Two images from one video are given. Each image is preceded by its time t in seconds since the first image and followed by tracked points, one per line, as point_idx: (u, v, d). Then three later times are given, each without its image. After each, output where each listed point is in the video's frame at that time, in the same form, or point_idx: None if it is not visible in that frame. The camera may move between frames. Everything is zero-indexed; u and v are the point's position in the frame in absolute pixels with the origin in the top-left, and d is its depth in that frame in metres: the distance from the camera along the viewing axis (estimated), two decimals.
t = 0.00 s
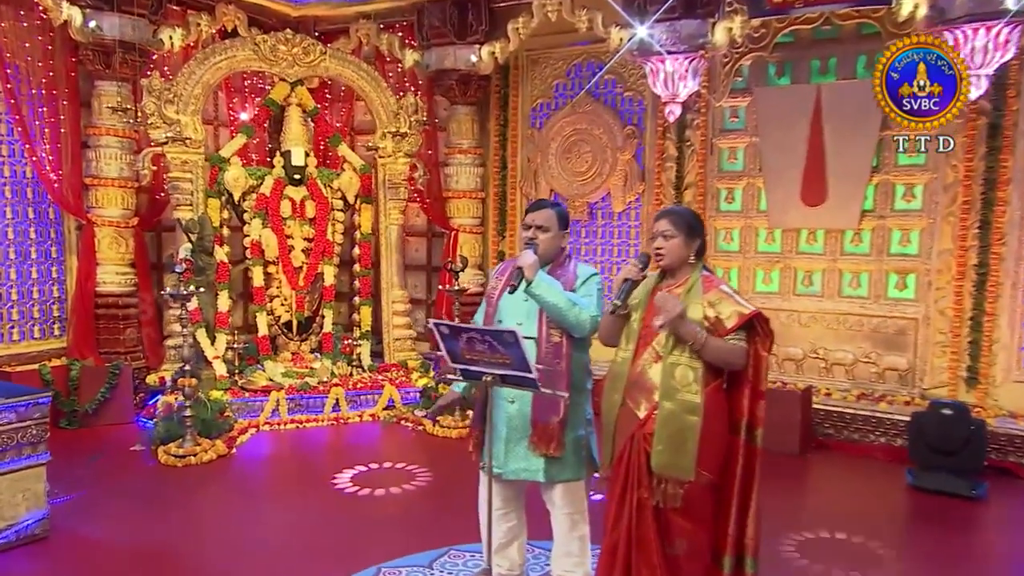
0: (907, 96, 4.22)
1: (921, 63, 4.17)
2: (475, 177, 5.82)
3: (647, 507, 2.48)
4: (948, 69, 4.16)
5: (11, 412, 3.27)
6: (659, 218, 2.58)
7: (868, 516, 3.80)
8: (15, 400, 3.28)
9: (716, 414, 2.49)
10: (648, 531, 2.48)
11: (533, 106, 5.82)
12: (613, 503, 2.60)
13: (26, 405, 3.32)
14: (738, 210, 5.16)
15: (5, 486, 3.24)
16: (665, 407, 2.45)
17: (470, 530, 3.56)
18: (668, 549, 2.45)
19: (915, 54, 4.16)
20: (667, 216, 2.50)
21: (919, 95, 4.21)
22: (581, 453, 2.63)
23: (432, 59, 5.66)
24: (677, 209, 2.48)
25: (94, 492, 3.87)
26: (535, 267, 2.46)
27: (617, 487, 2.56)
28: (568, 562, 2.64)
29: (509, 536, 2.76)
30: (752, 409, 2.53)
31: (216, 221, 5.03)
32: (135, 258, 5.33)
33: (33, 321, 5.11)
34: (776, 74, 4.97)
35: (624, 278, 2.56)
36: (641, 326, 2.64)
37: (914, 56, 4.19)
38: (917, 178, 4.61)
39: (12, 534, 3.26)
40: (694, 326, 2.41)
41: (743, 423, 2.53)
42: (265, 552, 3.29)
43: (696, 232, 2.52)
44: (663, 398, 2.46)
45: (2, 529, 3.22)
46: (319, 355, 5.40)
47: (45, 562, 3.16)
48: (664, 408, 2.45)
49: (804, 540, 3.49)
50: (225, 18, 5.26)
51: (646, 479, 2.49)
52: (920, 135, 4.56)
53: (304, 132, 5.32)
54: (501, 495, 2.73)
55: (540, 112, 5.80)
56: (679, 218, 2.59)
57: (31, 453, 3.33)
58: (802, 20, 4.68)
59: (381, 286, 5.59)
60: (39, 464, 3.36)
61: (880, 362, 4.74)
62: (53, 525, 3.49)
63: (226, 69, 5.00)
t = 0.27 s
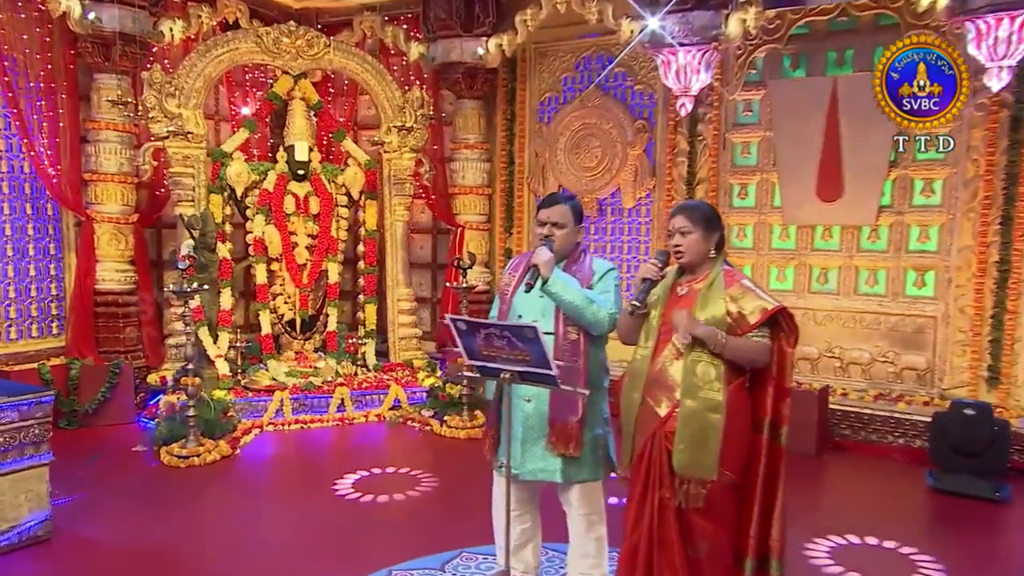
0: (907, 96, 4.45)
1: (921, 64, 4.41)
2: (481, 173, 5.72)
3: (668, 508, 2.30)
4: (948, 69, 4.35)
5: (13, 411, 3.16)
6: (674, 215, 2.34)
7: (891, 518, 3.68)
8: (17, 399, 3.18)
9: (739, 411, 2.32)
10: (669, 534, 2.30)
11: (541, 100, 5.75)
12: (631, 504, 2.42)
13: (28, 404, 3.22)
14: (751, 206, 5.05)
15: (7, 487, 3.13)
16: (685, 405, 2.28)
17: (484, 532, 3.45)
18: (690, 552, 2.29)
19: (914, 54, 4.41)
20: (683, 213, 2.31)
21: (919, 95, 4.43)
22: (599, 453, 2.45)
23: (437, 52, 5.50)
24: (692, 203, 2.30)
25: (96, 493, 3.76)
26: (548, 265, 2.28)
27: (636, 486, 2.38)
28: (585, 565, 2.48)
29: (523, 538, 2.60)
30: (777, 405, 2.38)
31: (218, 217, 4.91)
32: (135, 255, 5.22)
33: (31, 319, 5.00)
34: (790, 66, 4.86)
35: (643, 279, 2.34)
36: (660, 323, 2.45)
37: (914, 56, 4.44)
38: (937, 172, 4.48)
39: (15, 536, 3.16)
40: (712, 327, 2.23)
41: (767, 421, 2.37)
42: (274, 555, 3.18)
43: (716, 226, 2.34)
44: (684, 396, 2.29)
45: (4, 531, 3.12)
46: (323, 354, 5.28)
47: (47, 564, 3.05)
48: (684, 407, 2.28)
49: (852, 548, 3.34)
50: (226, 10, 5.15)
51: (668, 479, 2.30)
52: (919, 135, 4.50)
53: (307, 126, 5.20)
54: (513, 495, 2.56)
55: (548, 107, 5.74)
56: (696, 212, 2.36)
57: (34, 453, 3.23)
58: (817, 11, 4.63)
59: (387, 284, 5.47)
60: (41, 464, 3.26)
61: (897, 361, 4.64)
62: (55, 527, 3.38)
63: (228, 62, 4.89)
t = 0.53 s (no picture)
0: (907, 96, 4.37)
1: (921, 64, 4.34)
2: (487, 170, 5.64)
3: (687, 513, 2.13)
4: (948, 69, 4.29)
5: (16, 412, 3.08)
6: (690, 210, 2.15)
7: (911, 521, 3.58)
8: (20, 399, 3.10)
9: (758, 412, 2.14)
10: (689, 538, 2.12)
11: (548, 95, 5.68)
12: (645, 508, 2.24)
13: (31, 404, 3.13)
14: (763, 203, 4.96)
15: (8, 489, 3.04)
16: (705, 406, 2.09)
17: (497, 535, 3.36)
18: (710, 558, 2.12)
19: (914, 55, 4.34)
20: (697, 204, 2.14)
21: (919, 95, 4.36)
22: (615, 453, 2.29)
23: (442, 46, 5.47)
24: (709, 198, 2.11)
25: (99, 495, 3.67)
26: (565, 263, 2.14)
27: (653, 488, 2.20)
28: (600, 568, 2.33)
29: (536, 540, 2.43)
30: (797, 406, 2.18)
31: (220, 214, 4.82)
32: (134, 253, 5.12)
33: (27, 318, 4.90)
34: (802, 60, 4.77)
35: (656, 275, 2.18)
36: (678, 320, 2.25)
37: (914, 56, 4.36)
38: (954, 168, 4.37)
39: (17, 539, 3.06)
40: (732, 326, 2.06)
41: (789, 421, 2.18)
42: (283, 559, 3.10)
43: (733, 217, 2.15)
44: (704, 396, 2.10)
45: (6, 534, 3.03)
46: (326, 354, 5.18)
47: (49, 568, 2.96)
48: (705, 407, 2.10)
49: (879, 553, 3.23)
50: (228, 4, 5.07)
51: (687, 481, 2.12)
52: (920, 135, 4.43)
53: (310, 123, 5.10)
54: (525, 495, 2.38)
55: (555, 102, 5.67)
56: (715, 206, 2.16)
57: (37, 454, 3.15)
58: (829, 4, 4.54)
59: (391, 283, 5.37)
60: (44, 466, 3.17)
61: (912, 361, 4.54)
62: (57, 529, 3.30)
63: (229, 56, 4.80)
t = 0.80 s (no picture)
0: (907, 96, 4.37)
1: (920, 64, 4.34)
2: (489, 168, 5.59)
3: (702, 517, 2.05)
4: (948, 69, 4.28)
5: (17, 412, 3.02)
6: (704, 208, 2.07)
7: (922, 522, 3.53)
8: (20, 400, 3.04)
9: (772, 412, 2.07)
10: (702, 541, 2.04)
11: (551, 93, 5.64)
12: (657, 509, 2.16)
13: (31, 405, 3.07)
14: (769, 201, 4.91)
15: (9, 491, 2.99)
16: (717, 406, 2.03)
17: (504, 536, 3.31)
18: (724, 562, 2.05)
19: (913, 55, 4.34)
20: (711, 201, 2.07)
21: (919, 95, 4.36)
22: (626, 453, 2.21)
23: (444, 44, 5.43)
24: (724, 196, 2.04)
25: (100, 497, 3.62)
26: (576, 262, 2.07)
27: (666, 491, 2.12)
28: (610, 570, 2.23)
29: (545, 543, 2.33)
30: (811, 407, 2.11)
31: (220, 213, 4.75)
32: (133, 252, 5.06)
33: (23, 318, 4.83)
34: (809, 56, 4.72)
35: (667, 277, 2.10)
36: (690, 319, 2.17)
37: (914, 56, 4.37)
38: (963, 166, 4.32)
39: (18, 541, 3.01)
40: (749, 322, 1.98)
41: (803, 421, 2.10)
42: (288, 562, 3.05)
43: (747, 216, 2.08)
44: (715, 397, 2.03)
45: (6, 537, 2.98)
46: (327, 354, 5.12)
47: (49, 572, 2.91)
48: (716, 408, 2.03)
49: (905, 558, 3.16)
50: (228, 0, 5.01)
51: (701, 482, 2.05)
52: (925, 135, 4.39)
53: (311, 120, 5.04)
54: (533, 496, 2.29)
55: (558, 99, 5.62)
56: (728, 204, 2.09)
57: (37, 456, 3.08)
58: None
59: (392, 282, 5.31)
60: (45, 467, 3.10)
61: (921, 362, 4.49)
62: (58, 532, 3.24)
63: (229, 52, 4.74)
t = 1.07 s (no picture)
0: (907, 96, 4.37)
1: (921, 63, 4.33)
2: (491, 167, 5.54)
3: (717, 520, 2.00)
4: (948, 69, 4.27)
5: (19, 414, 2.97)
6: (718, 207, 2.02)
7: (933, 523, 3.49)
8: (21, 401, 2.98)
9: (788, 415, 2.01)
10: (717, 547, 1.99)
11: (553, 92, 5.59)
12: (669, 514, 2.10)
13: (33, 407, 3.01)
14: (775, 201, 4.86)
15: (11, 494, 2.94)
16: (732, 409, 1.98)
17: (512, 539, 3.27)
18: (739, 568, 1.99)
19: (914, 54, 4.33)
20: (725, 200, 2.01)
21: (919, 95, 4.35)
22: (637, 455, 2.16)
23: (445, 41, 5.39)
24: (738, 193, 1.98)
25: (101, 500, 3.57)
26: (587, 266, 2.01)
27: (679, 492, 2.07)
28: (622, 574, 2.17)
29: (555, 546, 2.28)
30: (826, 410, 2.06)
31: (220, 212, 4.70)
32: (131, 252, 5.00)
33: (20, 319, 4.77)
34: (814, 55, 4.68)
35: (684, 278, 2.03)
36: (704, 321, 2.13)
37: (914, 56, 4.36)
38: (971, 165, 4.28)
39: (20, 545, 2.97)
40: (761, 324, 1.94)
41: (817, 424, 2.05)
42: (294, 564, 3.01)
43: (761, 214, 2.03)
44: (729, 399, 1.99)
45: (8, 540, 2.94)
46: (328, 355, 5.06)
47: None
48: (731, 410, 1.98)
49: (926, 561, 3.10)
50: None
51: (715, 485, 2.00)
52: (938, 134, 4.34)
53: (312, 119, 4.99)
54: (543, 498, 2.24)
55: (560, 98, 5.58)
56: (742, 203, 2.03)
57: (39, 459, 3.02)
58: None
59: (393, 283, 5.25)
60: (47, 470, 3.05)
61: (928, 362, 4.46)
62: (60, 536, 3.20)
63: (229, 50, 4.68)
